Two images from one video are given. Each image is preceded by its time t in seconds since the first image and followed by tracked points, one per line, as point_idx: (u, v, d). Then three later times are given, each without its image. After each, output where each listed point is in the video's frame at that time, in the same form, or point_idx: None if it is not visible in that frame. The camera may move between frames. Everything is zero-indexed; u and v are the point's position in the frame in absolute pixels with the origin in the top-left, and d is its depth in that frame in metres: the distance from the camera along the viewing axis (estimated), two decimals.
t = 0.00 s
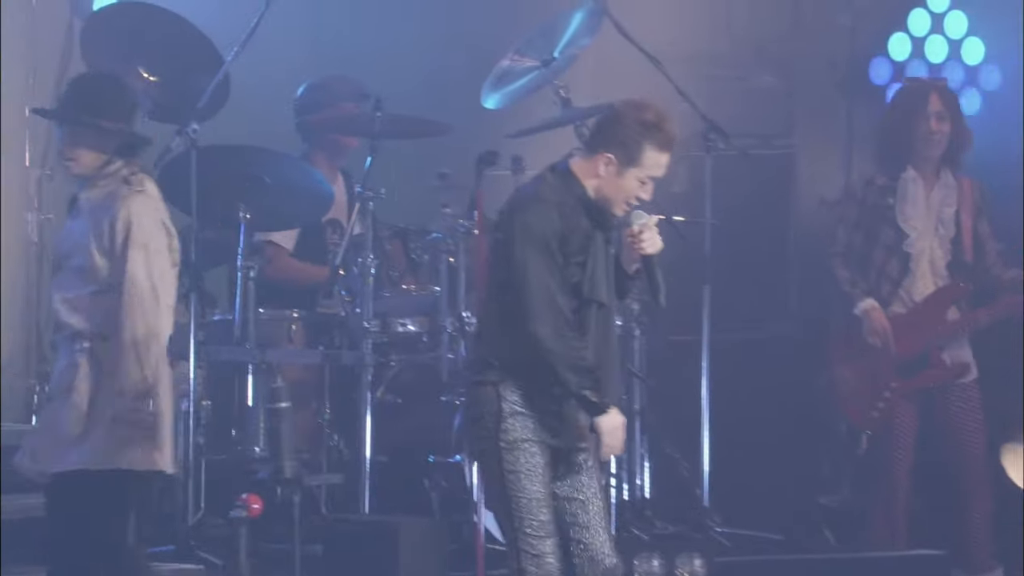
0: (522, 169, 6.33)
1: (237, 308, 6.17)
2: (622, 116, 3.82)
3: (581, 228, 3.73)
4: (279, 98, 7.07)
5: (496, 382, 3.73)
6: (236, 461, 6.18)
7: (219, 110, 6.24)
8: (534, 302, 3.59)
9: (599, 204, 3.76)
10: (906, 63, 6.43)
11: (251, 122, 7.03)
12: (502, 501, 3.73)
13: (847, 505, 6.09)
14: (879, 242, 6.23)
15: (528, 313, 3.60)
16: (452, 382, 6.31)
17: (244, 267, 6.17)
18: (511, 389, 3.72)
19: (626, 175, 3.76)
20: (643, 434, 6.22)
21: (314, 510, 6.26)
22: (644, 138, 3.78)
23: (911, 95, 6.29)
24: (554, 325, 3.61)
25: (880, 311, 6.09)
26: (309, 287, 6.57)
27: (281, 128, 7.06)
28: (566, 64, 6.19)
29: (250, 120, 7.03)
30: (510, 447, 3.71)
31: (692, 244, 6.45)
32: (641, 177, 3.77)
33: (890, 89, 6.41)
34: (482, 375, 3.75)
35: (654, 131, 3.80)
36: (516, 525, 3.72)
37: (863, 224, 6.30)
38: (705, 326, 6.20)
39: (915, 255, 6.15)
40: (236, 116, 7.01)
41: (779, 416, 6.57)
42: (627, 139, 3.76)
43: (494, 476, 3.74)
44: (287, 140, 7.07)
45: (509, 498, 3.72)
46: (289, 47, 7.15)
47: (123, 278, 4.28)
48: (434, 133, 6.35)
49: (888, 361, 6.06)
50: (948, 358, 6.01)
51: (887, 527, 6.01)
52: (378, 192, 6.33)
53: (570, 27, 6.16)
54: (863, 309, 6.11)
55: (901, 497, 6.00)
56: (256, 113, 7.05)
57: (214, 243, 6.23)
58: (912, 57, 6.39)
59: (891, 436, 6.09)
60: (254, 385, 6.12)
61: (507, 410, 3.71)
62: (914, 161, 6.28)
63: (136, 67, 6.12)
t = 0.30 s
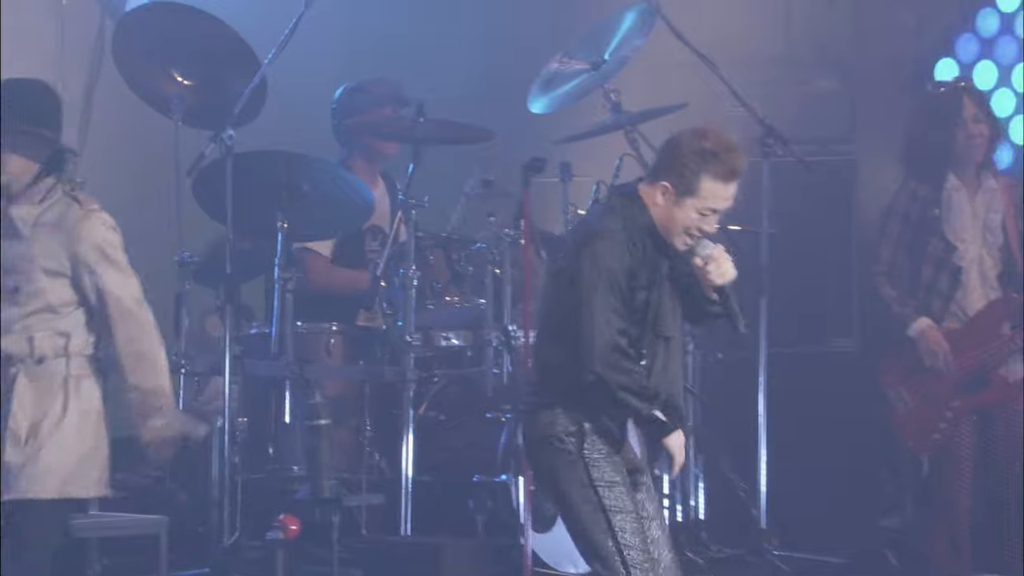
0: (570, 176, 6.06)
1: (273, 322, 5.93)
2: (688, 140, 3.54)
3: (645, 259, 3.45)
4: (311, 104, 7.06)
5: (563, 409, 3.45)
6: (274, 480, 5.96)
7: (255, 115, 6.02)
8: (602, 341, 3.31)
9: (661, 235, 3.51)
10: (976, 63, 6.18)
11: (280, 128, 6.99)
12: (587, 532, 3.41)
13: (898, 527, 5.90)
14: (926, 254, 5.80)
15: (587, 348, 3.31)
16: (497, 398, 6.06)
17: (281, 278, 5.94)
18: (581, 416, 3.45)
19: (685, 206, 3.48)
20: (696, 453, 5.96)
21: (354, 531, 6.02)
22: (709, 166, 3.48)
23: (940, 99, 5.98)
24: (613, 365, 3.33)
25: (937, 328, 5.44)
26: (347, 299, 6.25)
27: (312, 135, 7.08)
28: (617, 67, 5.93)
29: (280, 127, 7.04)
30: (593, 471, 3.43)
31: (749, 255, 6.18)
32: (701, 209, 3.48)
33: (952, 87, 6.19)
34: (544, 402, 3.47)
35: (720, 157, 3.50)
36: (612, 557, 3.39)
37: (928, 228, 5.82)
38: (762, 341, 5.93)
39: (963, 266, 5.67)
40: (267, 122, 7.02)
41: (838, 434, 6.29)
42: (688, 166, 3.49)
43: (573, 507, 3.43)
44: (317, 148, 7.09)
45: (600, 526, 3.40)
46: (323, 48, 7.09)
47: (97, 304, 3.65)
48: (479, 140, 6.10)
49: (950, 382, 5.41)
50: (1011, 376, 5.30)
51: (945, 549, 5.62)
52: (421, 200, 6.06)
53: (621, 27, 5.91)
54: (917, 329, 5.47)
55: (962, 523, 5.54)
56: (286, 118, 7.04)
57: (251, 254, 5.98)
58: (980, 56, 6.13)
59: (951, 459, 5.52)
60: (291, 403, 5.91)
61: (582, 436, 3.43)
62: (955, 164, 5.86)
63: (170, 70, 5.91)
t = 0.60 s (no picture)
0: (578, 170, 5.82)
1: (268, 323, 5.65)
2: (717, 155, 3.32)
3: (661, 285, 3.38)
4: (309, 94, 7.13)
5: (568, 417, 3.51)
6: (268, 489, 5.72)
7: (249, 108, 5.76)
8: (606, 361, 3.28)
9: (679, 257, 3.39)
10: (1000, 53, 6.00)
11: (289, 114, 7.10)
12: (579, 541, 3.50)
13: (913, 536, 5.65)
14: (947, 257, 5.39)
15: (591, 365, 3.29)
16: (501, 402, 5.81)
17: (276, 277, 5.68)
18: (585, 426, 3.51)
19: (696, 226, 3.29)
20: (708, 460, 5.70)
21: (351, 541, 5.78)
22: (723, 188, 3.24)
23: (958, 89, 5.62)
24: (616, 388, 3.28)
25: (960, 332, 5.15)
26: (345, 297, 5.99)
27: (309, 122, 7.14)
28: (624, 56, 5.70)
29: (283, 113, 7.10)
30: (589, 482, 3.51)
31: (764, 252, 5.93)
32: (711, 230, 3.27)
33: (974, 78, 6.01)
34: (549, 407, 3.53)
35: (738, 177, 3.25)
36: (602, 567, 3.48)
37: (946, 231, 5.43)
38: (779, 342, 5.66)
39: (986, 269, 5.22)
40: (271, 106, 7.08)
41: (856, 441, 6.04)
42: (701, 185, 3.27)
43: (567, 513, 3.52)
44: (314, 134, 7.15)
45: (593, 536, 3.49)
46: (321, 36, 7.13)
47: None
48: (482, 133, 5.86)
49: (974, 386, 5.07)
50: None
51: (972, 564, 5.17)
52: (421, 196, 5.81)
53: (628, 17, 5.65)
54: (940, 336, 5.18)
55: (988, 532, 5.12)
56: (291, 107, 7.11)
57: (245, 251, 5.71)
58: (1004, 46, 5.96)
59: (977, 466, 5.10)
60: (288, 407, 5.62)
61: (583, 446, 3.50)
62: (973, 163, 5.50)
63: (161, 60, 5.65)
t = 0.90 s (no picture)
0: (553, 157, 5.59)
1: (229, 316, 5.43)
2: (683, 130, 3.12)
3: (630, 269, 3.14)
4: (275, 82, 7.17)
5: (545, 413, 3.27)
6: (229, 489, 5.47)
7: (205, 93, 5.51)
8: (573, 356, 3.01)
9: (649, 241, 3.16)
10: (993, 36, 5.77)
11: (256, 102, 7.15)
12: (556, 541, 3.26)
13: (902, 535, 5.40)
14: (958, 247, 4.96)
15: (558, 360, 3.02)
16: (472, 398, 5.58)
17: (238, 269, 5.43)
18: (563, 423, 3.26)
19: (659, 202, 3.06)
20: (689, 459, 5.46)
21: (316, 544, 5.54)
22: (684, 158, 3.03)
23: (968, 72, 5.32)
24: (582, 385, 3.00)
25: (963, 322, 4.81)
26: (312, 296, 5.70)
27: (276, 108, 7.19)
28: (601, 38, 5.38)
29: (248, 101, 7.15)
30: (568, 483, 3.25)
31: (748, 243, 5.68)
32: (674, 205, 3.04)
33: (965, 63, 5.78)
34: (525, 403, 3.29)
35: (700, 148, 3.04)
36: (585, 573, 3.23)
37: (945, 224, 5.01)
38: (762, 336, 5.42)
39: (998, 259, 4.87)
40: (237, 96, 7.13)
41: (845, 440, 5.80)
42: (664, 159, 3.06)
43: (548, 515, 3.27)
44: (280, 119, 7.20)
45: (574, 539, 3.24)
46: (289, 20, 7.15)
47: None
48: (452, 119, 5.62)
49: (980, 377, 4.78)
50: None
51: (968, 566, 4.84)
52: (389, 184, 5.55)
53: None
54: (942, 324, 4.83)
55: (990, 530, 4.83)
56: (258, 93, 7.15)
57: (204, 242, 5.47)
58: (996, 28, 5.73)
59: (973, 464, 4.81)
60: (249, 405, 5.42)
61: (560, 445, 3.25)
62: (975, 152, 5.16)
63: (116, 42, 5.39)
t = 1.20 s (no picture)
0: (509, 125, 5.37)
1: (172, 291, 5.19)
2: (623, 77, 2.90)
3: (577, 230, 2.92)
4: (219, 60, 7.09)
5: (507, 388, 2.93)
6: (171, 472, 5.23)
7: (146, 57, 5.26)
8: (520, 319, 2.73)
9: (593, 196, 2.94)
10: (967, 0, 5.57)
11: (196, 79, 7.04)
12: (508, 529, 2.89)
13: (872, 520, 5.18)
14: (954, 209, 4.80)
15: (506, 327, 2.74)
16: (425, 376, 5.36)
17: (181, 241, 5.18)
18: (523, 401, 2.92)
19: (600, 152, 2.85)
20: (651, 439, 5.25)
21: (263, 528, 5.30)
22: (624, 104, 2.82)
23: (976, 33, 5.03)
24: (532, 354, 2.72)
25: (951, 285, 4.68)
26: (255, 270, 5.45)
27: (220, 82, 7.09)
28: None
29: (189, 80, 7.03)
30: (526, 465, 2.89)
31: (713, 214, 5.46)
32: (615, 154, 2.82)
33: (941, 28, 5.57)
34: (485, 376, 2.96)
35: (640, 93, 2.82)
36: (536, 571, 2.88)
37: (933, 191, 4.85)
38: (727, 311, 5.21)
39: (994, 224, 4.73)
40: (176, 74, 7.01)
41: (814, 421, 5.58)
42: (604, 106, 2.84)
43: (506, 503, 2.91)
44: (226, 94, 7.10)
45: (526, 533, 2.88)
46: None
47: None
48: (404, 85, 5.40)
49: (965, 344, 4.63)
50: None
51: (947, 545, 4.67)
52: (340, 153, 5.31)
53: None
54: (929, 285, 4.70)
55: (969, 509, 4.64)
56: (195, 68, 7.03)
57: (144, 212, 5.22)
58: None
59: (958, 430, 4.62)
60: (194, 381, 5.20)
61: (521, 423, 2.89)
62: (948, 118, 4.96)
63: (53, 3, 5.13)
